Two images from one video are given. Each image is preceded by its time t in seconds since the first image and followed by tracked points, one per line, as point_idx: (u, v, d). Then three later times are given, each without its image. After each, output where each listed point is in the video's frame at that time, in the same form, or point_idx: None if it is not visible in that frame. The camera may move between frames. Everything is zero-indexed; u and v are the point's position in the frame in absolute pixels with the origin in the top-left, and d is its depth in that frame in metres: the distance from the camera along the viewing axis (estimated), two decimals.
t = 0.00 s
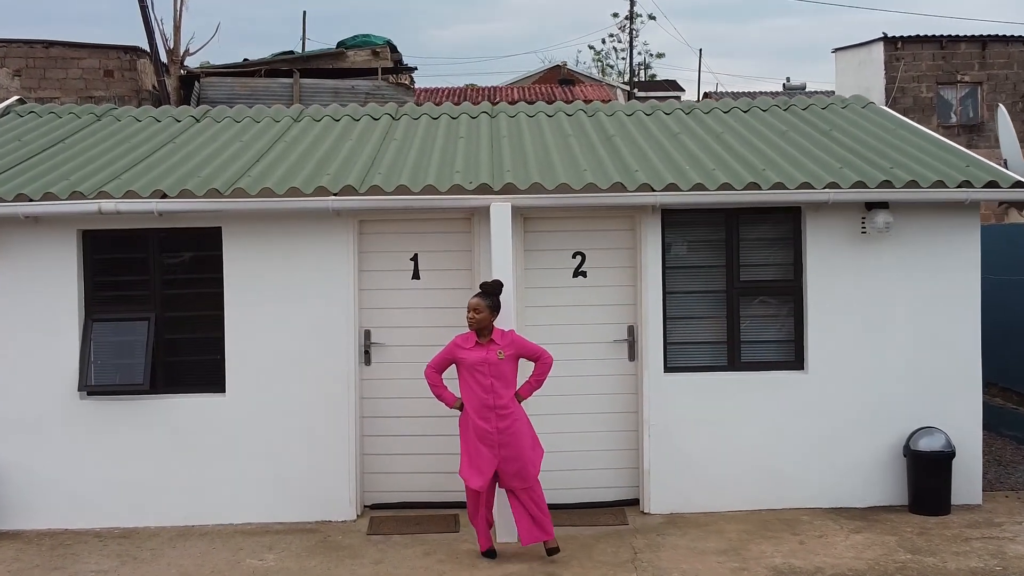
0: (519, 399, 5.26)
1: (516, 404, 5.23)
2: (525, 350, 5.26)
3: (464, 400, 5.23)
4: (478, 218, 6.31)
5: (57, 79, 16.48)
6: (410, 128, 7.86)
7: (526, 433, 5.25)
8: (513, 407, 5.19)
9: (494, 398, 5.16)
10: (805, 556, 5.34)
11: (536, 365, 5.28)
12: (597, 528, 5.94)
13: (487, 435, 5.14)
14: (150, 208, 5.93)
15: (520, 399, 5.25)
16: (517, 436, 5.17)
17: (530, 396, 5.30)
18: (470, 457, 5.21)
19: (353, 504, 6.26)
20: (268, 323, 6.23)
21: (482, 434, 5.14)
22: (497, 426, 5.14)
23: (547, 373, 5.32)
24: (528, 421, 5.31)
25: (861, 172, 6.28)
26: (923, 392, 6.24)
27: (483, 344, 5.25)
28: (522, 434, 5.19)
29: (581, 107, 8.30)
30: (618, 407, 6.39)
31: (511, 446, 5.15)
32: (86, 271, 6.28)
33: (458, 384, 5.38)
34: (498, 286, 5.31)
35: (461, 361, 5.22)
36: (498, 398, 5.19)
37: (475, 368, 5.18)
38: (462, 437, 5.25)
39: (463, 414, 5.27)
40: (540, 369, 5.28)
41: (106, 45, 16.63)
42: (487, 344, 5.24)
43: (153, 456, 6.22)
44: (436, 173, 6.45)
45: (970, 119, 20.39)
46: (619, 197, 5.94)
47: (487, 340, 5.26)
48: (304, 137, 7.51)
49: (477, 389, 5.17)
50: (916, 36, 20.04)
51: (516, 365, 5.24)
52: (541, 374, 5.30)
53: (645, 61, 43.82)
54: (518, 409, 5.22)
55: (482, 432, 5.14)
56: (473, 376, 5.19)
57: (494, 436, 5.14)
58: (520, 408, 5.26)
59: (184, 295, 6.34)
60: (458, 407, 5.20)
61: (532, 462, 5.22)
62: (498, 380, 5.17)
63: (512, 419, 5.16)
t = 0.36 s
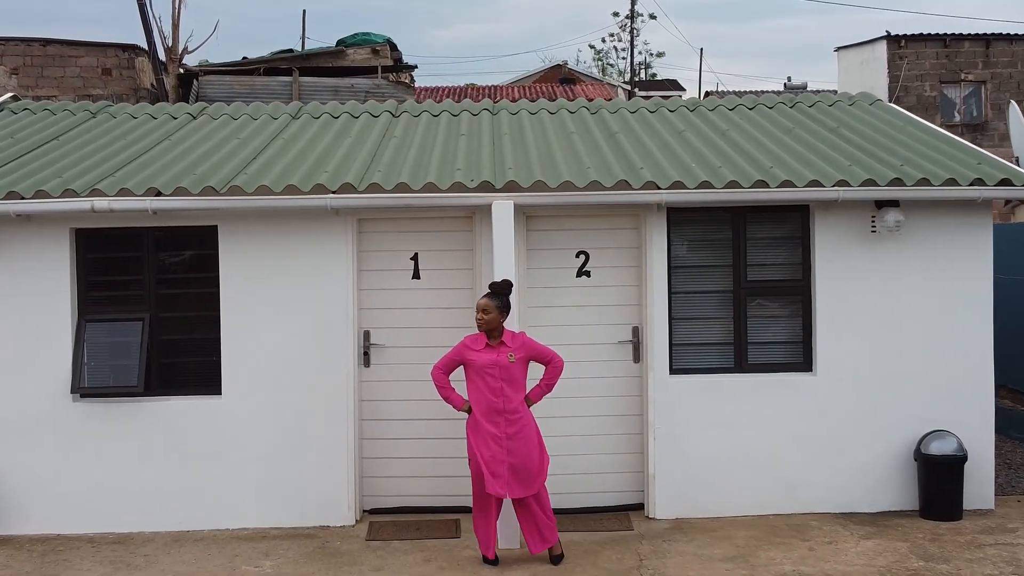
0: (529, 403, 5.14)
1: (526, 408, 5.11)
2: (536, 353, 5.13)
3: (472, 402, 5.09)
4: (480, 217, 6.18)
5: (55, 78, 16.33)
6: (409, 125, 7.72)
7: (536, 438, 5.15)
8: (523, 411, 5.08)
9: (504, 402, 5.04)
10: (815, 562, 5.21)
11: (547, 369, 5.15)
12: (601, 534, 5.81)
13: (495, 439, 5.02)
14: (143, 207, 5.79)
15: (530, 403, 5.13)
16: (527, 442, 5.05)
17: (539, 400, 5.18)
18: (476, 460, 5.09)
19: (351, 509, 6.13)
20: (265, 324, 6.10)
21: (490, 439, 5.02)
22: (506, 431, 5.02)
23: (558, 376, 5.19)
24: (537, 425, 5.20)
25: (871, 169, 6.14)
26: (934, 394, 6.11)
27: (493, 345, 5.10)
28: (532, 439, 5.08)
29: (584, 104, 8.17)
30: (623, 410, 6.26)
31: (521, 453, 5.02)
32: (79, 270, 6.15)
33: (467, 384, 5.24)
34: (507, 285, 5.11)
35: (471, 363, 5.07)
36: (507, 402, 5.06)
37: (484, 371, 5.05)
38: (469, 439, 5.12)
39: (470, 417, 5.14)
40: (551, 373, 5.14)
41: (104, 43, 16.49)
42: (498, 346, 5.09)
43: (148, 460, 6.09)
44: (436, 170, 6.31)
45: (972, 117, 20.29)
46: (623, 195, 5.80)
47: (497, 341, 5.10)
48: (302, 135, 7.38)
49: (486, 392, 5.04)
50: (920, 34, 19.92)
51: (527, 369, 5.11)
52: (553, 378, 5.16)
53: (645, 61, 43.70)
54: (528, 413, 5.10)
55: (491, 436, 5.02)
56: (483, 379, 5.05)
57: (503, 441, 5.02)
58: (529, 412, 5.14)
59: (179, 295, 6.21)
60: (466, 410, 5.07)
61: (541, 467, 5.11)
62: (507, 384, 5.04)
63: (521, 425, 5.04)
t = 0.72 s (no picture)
0: (547, 407, 4.96)
1: (544, 412, 4.93)
2: (556, 357, 4.95)
3: (489, 406, 4.90)
4: (482, 215, 6.01)
5: (51, 76, 16.15)
6: (409, 122, 7.56)
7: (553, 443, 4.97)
8: (541, 416, 4.90)
9: (522, 407, 4.85)
10: (829, 572, 5.05)
11: (566, 373, 4.96)
12: (606, 541, 5.64)
13: (512, 445, 4.84)
14: (136, 204, 5.63)
15: (548, 408, 4.95)
16: (544, 448, 4.88)
17: (558, 404, 5.00)
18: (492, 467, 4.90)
19: (350, 515, 5.97)
20: (261, 325, 5.94)
21: (507, 444, 4.84)
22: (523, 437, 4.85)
23: (577, 381, 5.00)
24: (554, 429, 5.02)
25: (884, 166, 5.98)
26: (949, 397, 5.95)
27: (511, 348, 4.92)
28: (550, 445, 4.91)
29: (587, 100, 8.01)
30: (628, 413, 6.10)
31: (538, 459, 4.86)
32: (70, 269, 5.99)
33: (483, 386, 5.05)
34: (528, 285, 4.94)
35: (489, 366, 4.88)
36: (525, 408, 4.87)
37: (503, 374, 4.85)
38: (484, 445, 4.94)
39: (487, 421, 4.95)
40: (570, 377, 4.95)
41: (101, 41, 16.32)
42: (516, 348, 4.92)
43: (140, 465, 5.93)
44: (437, 167, 6.15)
45: (977, 116, 20.08)
46: (629, 192, 5.65)
47: (516, 343, 4.93)
48: (300, 131, 7.22)
49: (504, 396, 4.85)
50: (923, 32, 19.76)
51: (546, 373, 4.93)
52: (572, 382, 4.97)
53: (646, 61, 43.55)
54: (546, 418, 4.93)
55: (508, 442, 4.84)
56: (501, 382, 4.86)
57: (520, 447, 4.85)
58: (547, 417, 4.96)
59: (173, 296, 6.05)
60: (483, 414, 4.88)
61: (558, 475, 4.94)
62: (526, 389, 4.86)
63: (539, 431, 4.87)
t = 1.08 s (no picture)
0: (567, 413, 4.78)
1: (564, 418, 4.74)
2: (577, 361, 4.77)
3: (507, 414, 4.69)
4: (485, 214, 5.84)
5: (49, 75, 15.97)
6: (410, 119, 7.40)
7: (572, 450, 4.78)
8: (560, 424, 4.69)
9: (541, 414, 4.64)
10: None
11: (587, 377, 4.80)
12: (614, 550, 5.48)
13: (530, 454, 4.62)
14: (129, 204, 5.47)
15: (567, 415, 4.75)
16: (563, 455, 4.68)
17: (577, 410, 4.82)
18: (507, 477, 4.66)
19: (349, 523, 5.81)
20: (258, 328, 5.78)
21: (525, 452, 4.62)
22: (541, 445, 4.64)
23: (597, 385, 4.85)
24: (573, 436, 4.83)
25: (898, 164, 5.82)
26: (965, 402, 5.79)
27: (530, 352, 4.72)
28: (567, 454, 4.71)
29: (591, 98, 7.84)
30: (635, 419, 5.93)
31: (557, 467, 4.66)
32: (62, 271, 5.82)
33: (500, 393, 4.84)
34: (549, 288, 4.76)
35: (508, 370, 4.67)
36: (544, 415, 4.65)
37: (522, 379, 4.65)
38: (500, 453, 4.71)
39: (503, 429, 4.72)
40: (592, 381, 4.79)
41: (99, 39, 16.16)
42: (535, 352, 4.72)
43: (134, 472, 5.76)
44: (438, 166, 5.99)
45: (982, 116, 19.89)
46: (637, 191, 5.48)
47: (535, 347, 4.73)
48: (298, 129, 7.05)
49: (523, 402, 4.64)
50: (928, 30, 19.62)
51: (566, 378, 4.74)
52: (592, 387, 4.82)
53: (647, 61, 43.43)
54: (565, 426, 4.71)
55: (526, 450, 4.63)
56: (520, 388, 4.65)
57: (538, 455, 4.64)
58: (567, 424, 4.76)
59: (168, 298, 5.89)
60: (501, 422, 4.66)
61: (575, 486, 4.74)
62: (546, 394, 4.65)
63: (558, 439, 4.66)
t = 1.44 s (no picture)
0: (588, 422, 4.54)
1: (585, 428, 4.50)
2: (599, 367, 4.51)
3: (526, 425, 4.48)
4: (489, 215, 5.64)
5: (45, 73, 15.75)
6: (411, 117, 7.19)
7: (593, 462, 4.54)
8: (579, 434, 4.44)
9: (559, 424, 4.41)
10: None
11: (611, 383, 4.55)
12: (623, 564, 5.28)
13: (546, 466, 4.41)
14: (119, 203, 5.26)
15: (588, 425, 4.50)
16: (582, 468, 4.45)
17: (600, 418, 4.56)
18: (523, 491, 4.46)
19: (348, 535, 5.60)
20: (254, 333, 5.57)
21: (542, 464, 4.41)
22: (558, 457, 4.41)
23: (622, 391, 4.59)
24: (596, 446, 4.58)
25: (917, 163, 5.61)
26: (986, 410, 5.58)
27: (549, 358, 4.49)
28: (586, 466, 4.46)
29: (597, 95, 7.63)
30: (645, 427, 5.73)
31: (575, 480, 4.43)
32: (50, 273, 5.61)
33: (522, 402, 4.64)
34: (571, 293, 4.54)
35: (525, 378, 4.46)
36: (561, 425, 4.42)
37: (538, 388, 4.42)
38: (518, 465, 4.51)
39: (522, 441, 4.52)
40: (615, 388, 4.54)
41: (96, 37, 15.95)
42: (555, 359, 4.48)
43: (125, 483, 5.55)
44: (441, 165, 5.78)
45: (989, 115, 19.65)
46: (647, 191, 5.28)
47: (554, 354, 4.50)
48: (296, 127, 6.84)
49: (540, 412, 4.41)
50: (933, 29, 19.42)
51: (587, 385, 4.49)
52: (616, 394, 4.56)
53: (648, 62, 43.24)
54: (585, 436, 4.47)
55: (542, 461, 4.41)
56: (537, 397, 4.43)
57: (556, 467, 4.41)
58: (587, 434, 4.50)
59: (160, 301, 5.68)
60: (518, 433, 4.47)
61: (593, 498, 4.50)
62: (564, 404, 4.42)
63: (576, 450, 4.42)
